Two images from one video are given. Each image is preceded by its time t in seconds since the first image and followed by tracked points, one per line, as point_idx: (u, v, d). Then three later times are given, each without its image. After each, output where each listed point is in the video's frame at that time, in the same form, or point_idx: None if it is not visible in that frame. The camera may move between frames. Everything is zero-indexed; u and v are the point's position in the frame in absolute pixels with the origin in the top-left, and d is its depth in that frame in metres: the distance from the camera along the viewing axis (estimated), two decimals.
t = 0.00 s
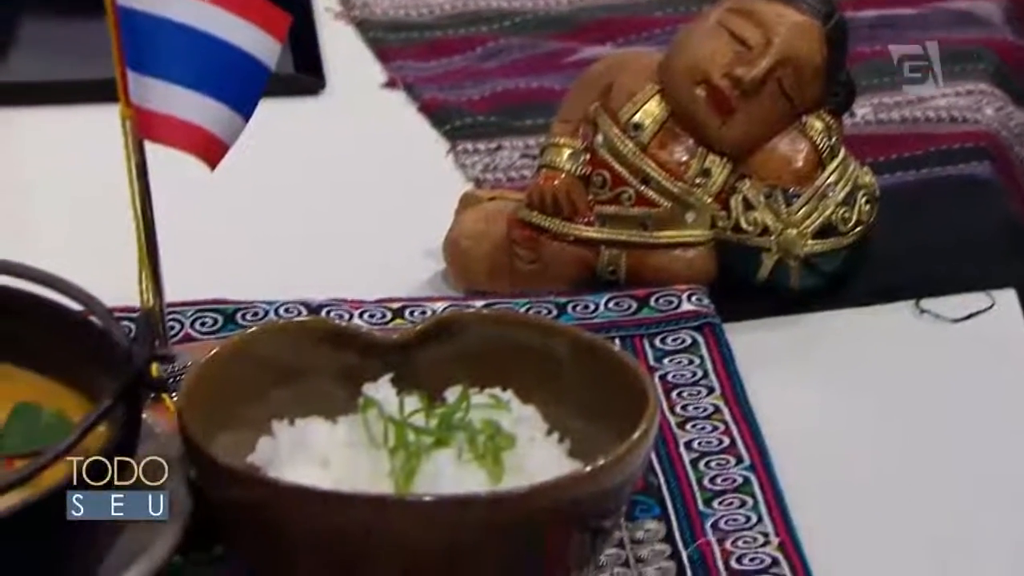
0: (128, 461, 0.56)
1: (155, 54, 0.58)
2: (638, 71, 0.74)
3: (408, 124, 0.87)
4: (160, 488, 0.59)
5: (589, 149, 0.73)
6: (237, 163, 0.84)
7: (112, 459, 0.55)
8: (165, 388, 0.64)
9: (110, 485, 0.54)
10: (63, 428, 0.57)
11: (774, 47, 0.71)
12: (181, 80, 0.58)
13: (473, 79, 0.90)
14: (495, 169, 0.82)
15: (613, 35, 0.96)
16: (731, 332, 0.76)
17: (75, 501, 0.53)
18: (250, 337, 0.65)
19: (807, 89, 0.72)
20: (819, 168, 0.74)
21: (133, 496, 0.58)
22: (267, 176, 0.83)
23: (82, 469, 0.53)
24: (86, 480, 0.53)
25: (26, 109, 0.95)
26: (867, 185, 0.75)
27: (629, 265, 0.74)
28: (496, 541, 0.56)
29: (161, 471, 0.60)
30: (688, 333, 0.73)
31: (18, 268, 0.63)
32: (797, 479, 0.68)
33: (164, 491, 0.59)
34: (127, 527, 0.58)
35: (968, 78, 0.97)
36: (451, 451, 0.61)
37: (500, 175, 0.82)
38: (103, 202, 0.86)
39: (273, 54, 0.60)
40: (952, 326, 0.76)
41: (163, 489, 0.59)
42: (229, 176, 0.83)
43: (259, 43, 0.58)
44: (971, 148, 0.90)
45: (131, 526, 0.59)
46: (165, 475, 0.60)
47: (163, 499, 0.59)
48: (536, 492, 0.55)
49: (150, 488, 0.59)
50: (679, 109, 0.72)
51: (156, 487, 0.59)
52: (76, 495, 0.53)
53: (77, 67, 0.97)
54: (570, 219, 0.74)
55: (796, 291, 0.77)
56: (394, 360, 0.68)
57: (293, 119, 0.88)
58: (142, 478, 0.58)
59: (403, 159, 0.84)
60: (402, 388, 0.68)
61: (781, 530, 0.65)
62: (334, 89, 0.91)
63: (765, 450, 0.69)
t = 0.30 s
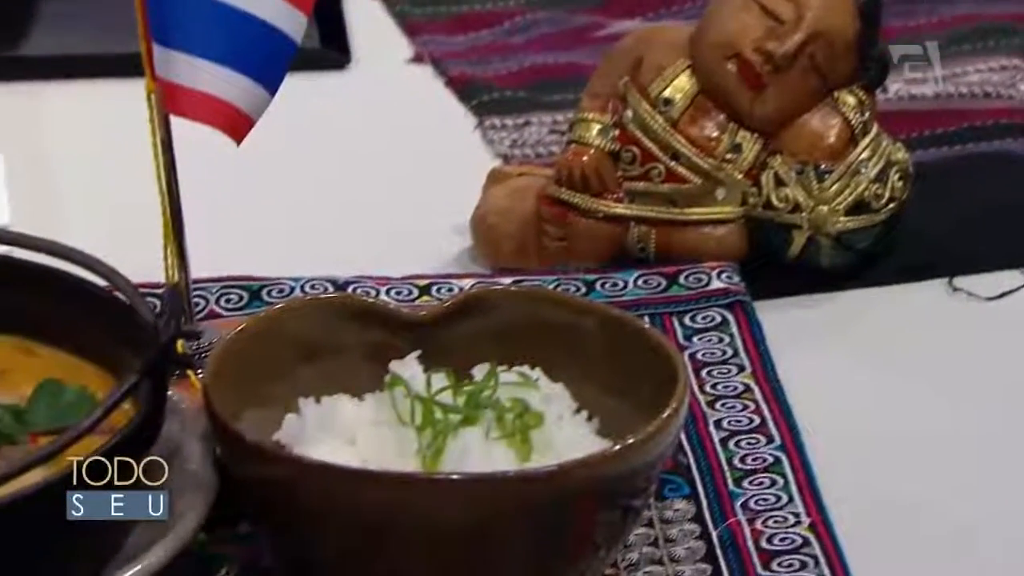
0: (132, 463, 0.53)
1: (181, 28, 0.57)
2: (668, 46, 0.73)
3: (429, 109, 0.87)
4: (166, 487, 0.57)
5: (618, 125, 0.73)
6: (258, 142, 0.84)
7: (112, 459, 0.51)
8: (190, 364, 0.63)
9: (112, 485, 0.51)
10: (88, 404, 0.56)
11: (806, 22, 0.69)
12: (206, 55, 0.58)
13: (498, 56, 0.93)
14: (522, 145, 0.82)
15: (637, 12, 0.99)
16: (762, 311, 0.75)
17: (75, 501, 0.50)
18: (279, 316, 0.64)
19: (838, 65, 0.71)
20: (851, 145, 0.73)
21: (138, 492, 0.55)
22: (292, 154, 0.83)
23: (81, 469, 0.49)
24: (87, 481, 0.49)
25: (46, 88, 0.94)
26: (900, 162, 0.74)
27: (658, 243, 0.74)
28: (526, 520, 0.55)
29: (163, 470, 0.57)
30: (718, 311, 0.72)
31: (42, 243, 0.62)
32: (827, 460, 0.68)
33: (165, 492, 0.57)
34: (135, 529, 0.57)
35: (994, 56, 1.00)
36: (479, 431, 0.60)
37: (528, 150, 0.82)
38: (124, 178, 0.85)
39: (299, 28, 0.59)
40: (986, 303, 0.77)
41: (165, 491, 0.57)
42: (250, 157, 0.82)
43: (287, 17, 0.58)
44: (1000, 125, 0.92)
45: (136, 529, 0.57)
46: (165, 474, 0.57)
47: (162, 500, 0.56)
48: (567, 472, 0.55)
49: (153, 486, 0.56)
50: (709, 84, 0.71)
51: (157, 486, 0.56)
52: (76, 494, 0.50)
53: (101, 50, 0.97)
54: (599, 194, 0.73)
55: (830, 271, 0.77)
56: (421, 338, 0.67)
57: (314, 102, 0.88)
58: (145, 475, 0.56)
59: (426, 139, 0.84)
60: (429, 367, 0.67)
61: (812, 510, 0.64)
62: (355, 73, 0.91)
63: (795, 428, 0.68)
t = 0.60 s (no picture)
0: (132, 463, 0.51)
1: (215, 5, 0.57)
2: (701, 25, 0.73)
3: (459, 89, 0.87)
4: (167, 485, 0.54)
5: (651, 104, 0.73)
6: (288, 124, 0.84)
7: (114, 459, 0.49)
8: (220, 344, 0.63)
9: (113, 485, 0.49)
10: (112, 380, 0.55)
11: (841, 1, 0.70)
12: (239, 34, 0.57)
13: (528, 34, 0.93)
14: (553, 125, 0.82)
15: None
16: (794, 291, 0.75)
17: (75, 501, 0.49)
18: (311, 295, 0.64)
19: (872, 45, 0.71)
20: (886, 124, 0.73)
21: (135, 493, 0.52)
22: (323, 133, 0.83)
23: (81, 468, 0.48)
24: (87, 481, 0.48)
25: (73, 69, 0.94)
26: (935, 141, 0.74)
27: (690, 223, 0.74)
28: (557, 500, 0.55)
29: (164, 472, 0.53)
30: (750, 292, 0.72)
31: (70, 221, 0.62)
32: (861, 441, 0.67)
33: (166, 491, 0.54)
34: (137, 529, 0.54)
35: None
36: (510, 411, 0.60)
37: (558, 130, 0.82)
38: (152, 157, 0.85)
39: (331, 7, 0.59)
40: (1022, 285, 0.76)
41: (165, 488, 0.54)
42: (280, 138, 0.82)
43: None
44: None
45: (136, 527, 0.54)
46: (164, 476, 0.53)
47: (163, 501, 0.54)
48: (599, 455, 0.54)
49: (152, 486, 0.53)
50: (743, 63, 0.72)
51: (160, 485, 0.54)
52: (75, 495, 0.49)
53: (128, 34, 0.97)
54: (631, 174, 0.73)
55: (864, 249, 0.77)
56: (452, 318, 0.67)
57: (342, 85, 0.88)
58: (144, 478, 0.52)
59: (458, 121, 0.84)
60: (461, 349, 0.67)
61: (846, 492, 0.64)
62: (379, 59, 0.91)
63: (829, 409, 0.67)
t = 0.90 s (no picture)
0: (133, 463, 0.49)
1: None
2: (734, 5, 0.73)
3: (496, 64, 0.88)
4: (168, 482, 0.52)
5: (683, 85, 0.74)
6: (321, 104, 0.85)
7: (115, 458, 0.48)
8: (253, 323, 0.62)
9: (114, 485, 0.49)
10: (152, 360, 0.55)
11: None
12: (272, 12, 0.56)
13: (560, 15, 0.94)
14: (586, 104, 0.83)
15: None
16: (827, 274, 0.75)
17: (75, 501, 0.48)
18: (342, 275, 0.63)
19: (905, 27, 0.72)
20: (919, 106, 0.74)
21: (135, 494, 0.50)
22: (354, 112, 0.83)
23: (81, 468, 0.47)
24: (88, 481, 0.48)
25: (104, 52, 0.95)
26: (968, 123, 0.75)
27: (722, 204, 0.74)
28: (589, 484, 0.54)
29: (165, 471, 0.51)
30: (783, 274, 0.72)
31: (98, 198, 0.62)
32: (894, 424, 0.67)
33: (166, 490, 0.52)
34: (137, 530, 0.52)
35: None
36: (542, 392, 0.59)
37: (592, 110, 0.82)
38: (183, 135, 0.85)
39: None
40: None
41: (166, 487, 0.52)
42: (314, 119, 0.83)
43: None
44: None
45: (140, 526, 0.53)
46: (164, 477, 0.51)
47: (162, 502, 0.52)
48: (630, 437, 0.53)
49: (151, 486, 0.51)
50: (776, 44, 0.72)
51: (160, 485, 0.52)
52: (75, 495, 0.48)
53: (160, 18, 0.98)
54: (661, 154, 0.74)
55: (896, 233, 0.76)
56: (485, 298, 0.66)
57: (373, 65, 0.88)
58: (144, 478, 0.50)
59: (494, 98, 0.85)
60: (492, 331, 0.66)
61: (879, 475, 0.63)
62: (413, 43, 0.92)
63: (862, 391, 0.67)
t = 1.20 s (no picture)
0: (132, 463, 0.48)
1: None
2: None
3: (522, 54, 0.90)
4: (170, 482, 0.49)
5: (719, 68, 0.75)
6: (354, 94, 0.86)
7: (115, 459, 0.47)
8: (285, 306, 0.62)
9: (114, 485, 0.47)
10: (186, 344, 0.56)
11: None
12: None
13: None
14: (622, 87, 0.85)
15: None
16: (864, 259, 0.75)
17: (75, 501, 0.47)
18: (372, 259, 0.62)
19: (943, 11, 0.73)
20: (958, 89, 0.76)
21: (135, 493, 0.49)
22: (393, 103, 0.85)
23: (81, 468, 0.46)
24: (88, 481, 0.46)
25: (137, 35, 0.95)
26: (1004, 106, 0.77)
27: (758, 187, 0.76)
28: (626, 471, 0.53)
29: (166, 470, 0.49)
30: (819, 258, 0.72)
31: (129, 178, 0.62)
32: (931, 408, 0.67)
33: (168, 490, 0.50)
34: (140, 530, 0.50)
35: None
36: (577, 374, 0.59)
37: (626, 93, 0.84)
38: (218, 117, 0.85)
39: None
40: None
41: (167, 487, 0.50)
42: (349, 108, 0.84)
43: None
44: None
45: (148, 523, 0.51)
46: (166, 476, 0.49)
47: (163, 502, 0.50)
48: (664, 421, 0.52)
49: (151, 486, 0.49)
50: (814, 27, 0.73)
51: (161, 484, 0.50)
52: (75, 495, 0.47)
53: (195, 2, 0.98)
54: (698, 137, 0.76)
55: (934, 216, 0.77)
56: (519, 281, 0.65)
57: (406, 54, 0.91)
58: (144, 477, 0.48)
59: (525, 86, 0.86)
60: (526, 314, 0.65)
61: (915, 459, 0.63)
62: (442, 34, 0.94)
63: (898, 374, 0.67)
